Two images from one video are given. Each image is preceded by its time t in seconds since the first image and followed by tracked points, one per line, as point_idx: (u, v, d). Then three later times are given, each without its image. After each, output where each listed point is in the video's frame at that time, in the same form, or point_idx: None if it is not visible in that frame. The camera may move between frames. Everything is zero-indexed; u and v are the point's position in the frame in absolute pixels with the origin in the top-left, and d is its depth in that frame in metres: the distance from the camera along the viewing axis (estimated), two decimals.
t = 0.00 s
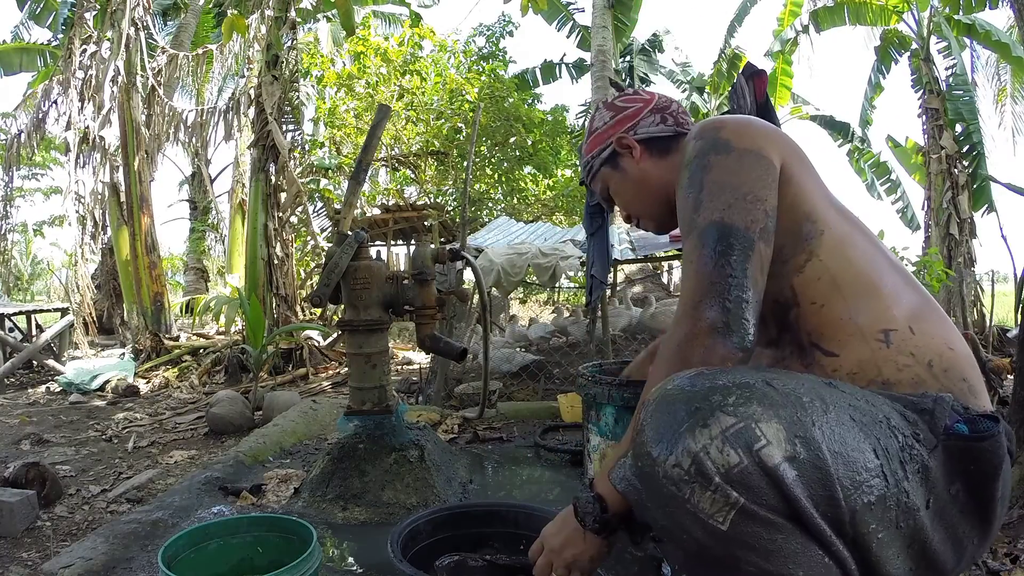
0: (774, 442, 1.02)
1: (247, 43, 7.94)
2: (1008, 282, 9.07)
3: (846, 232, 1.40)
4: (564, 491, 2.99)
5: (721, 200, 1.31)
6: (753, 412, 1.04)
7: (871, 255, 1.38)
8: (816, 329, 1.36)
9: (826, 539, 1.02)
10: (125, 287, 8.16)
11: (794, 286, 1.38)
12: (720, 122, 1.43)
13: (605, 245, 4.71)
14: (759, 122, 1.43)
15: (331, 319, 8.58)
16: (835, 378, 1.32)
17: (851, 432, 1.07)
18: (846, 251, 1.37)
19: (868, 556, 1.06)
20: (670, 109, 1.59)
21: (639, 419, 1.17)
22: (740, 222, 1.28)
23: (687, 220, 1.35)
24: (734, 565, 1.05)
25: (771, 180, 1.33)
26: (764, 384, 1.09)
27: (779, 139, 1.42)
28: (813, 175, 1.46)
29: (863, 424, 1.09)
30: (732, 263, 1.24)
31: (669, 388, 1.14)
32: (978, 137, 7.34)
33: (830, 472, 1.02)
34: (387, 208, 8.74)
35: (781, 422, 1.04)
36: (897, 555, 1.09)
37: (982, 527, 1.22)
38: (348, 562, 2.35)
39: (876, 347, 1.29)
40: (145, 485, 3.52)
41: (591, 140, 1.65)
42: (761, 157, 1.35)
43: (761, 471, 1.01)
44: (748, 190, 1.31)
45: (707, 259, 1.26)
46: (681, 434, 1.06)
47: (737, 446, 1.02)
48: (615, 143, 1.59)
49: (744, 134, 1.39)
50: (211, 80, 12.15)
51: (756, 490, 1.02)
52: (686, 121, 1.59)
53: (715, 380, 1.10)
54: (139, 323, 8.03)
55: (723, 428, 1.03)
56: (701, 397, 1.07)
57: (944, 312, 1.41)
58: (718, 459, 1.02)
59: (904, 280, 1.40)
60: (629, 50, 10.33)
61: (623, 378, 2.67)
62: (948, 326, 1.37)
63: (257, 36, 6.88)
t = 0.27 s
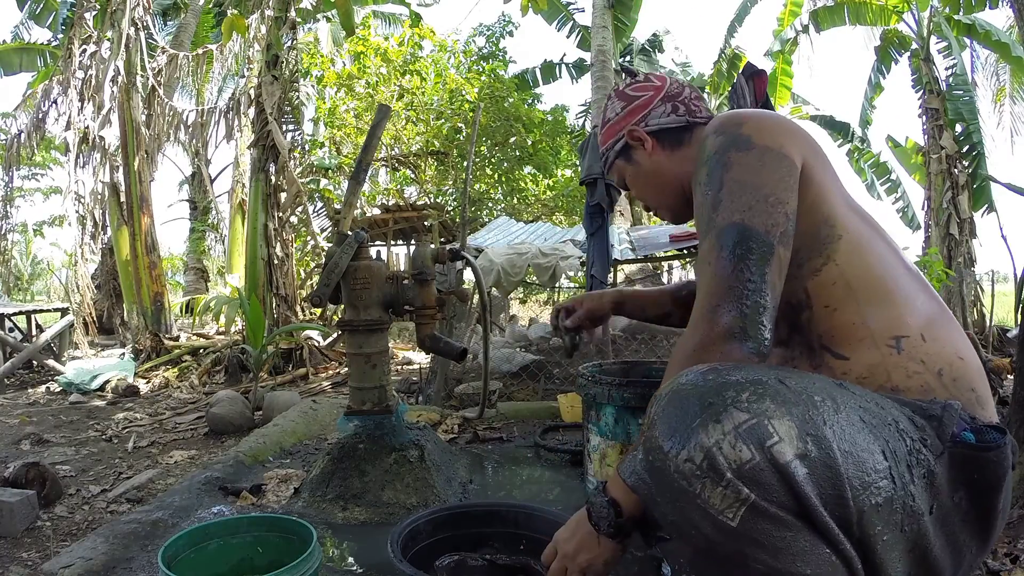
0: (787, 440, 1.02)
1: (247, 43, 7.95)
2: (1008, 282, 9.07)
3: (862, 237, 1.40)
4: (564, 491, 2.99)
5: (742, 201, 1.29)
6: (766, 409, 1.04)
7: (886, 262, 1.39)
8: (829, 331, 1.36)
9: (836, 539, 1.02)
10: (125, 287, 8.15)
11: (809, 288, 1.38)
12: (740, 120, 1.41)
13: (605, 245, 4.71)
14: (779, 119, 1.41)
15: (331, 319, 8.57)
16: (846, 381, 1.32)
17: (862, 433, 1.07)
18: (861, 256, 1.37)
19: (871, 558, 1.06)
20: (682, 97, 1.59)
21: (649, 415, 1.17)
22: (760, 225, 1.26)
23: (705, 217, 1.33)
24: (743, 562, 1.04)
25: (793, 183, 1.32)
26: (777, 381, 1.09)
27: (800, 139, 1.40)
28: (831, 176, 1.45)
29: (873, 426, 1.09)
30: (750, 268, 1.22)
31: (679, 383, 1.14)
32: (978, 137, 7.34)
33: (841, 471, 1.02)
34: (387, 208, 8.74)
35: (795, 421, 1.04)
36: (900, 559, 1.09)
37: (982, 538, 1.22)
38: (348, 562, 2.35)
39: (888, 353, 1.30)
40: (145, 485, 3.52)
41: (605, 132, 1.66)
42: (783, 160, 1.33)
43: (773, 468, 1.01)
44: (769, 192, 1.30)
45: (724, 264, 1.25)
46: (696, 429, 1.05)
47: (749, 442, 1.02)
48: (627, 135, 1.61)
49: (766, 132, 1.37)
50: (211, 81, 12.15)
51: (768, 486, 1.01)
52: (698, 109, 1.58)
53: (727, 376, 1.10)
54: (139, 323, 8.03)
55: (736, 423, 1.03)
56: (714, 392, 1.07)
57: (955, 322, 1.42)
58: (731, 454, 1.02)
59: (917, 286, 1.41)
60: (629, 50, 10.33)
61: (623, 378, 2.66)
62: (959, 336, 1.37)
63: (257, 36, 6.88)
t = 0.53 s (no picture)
0: (789, 446, 1.02)
1: (247, 44, 7.95)
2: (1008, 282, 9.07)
3: (867, 232, 1.39)
4: (564, 491, 2.99)
5: (743, 189, 1.29)
6: (768, 415, 1.04)
7: (890, 256, 1.38)
8: (830, 328, 1.36)
9: (836, 545, 1.02)
10: (125, 287, 8.14)
11: (812, 281, 1.38)
12: (745, 110, 1.40)
13: (605, 245, 4.72)
14: (783, 110, 1.40)
15: (331, 319, 8.57)
16: (848, 381, 1.32)
17: (865, 440, 1.07)
18: (866, 250, 1.37)
19: (871, 564, 1.06)
20: (683, 101, 1.59)
21: (650, 418, 1.17)
22: (762, 214, 1.26)
23: (708, 207, 1.33)
24: (742, 569, 1.04)
25: (796, 172, 1.31)
26: (780, 386, 1.09)
27: (805, 130, 1.39)
28: (836, 168, 1.44)
29: (876, 432, 1.09)
30: (752, 256, 1.22)
31: (681, 387, 1.14)
32: (978, 137, 7.33)
33: (842, 478, 1.02)
34: (387, 208, 8.74)
35: (796, 427, 1.04)
36: (900, 565, 1.09)
37: (981, 542, 1.22)
38: (348, 562, 2.35)
39: (891, 351, 1.30)
40: (145, 485, 3.52)
41: (613, 142, 1.69)
42: (786, 149, 1.33)
43: (774, 475, 1.01)
44: (771, 180, 1.29)
45: (726, 254, 1.25)
46: (698, 433, 1.05)
47: (751, 448, 1.02)
48: (631, 146, 1.63)
49: (769, 122, 1.36)
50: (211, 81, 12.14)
51: (768, 493, 1.01)
52: (699, 114, 1.57)
53: (729, 379, 1.10)
54: (139, 323, 8.03)
55: (737, 430, 1.03)
56: (716, 397, 1.07)
57: (959, 325, 1.42)
58: (732, 461, 1.02)
59: (921, 285, 1.41)
60: (629, 50, 10.33)
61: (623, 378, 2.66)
62: (962, 337, 1.37)
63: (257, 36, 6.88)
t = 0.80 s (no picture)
0: (777, 446, 1.02)
1: (247, 44, 7.95)
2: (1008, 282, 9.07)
3: (854, 234, 1.40)
4: (565, 491, 2.99)
5: (725, 198, 1.30)
6: (757, 415, 1.04)
7: (878, 257, 1.38)
8: (819, 329, 1.36)
9: (826, 543, 1.01)
10: (126, 287, 8.13)
11: (798, 284, 1.39)
12: (727, 119, 1.41)
13: (605, 245, 4.72)
14: (766, 119, 1.42)
15: (331, 319, 8.57)
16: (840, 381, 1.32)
17: (854, 439, 1.07)
18: (853, 252, 1.37)
19: (864, 561, 1.06)
20: (669, 113, 1.60)
21: (643, 419, 1.19)
22: (744, 221, 1.27)
23: (692, 215, 1.35)
24: (732, 567, 1.04)
25: (778, 179, 1.32)
26: (769, 386, 1.09)
27: (787, 137, 1.41)
28: (821, 173, 1.45)
29: (865, 430, 1.10)
30: (736, 262, 1.24)
31: (672, 389, 1.15)
32: (978, 137, 7.34)
33: (831, 475, 1.02)
34: (387, 208, 8.73)
35: (785, 426, 1.04)
36: (895, 561, 1.08)
37: (980, 536, 1.21)
38: (348, 562, 2.35)
39: (881, 350, 1.30)
40: (145, 485, 3.52)
41: (607, 156, 1.72)
42: (767, 156, 1.34)
43: (763, 473, 1.01)
44: (753, 188, 1.30)
45: (710, 263, 1.26)
46: (685, 434, 1.06)
47: (740, 447, 1.02)
48: (622, 160, 1.65)
49: (751, 131, 1.38)
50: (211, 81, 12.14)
51: (758, 492, 1.01)
52: (685, 125, 1.59)
53: (717, 380, 1.12)
54: (139, 323, 8.03)
55: (726, 429, 1.03)
56: (705, 397, 1.08)
57: (952, 321, 1.42)
58: (720, 460, 1.02)
59: (911, 284, 1.41)
60: (629, 50, 10.32)
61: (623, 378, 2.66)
62: (955, 334, 1.37)
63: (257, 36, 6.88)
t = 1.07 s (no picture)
0: (773, 434, 1.03)
1: (247, 44, 7.95)
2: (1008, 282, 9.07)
3: (847, 236, 1.39)
4: (565, 491, 2.99)
5: (720, 204, 1.29)
6: (752, 403, 1.06)
7: (871, 258, 1.39)
8: (815, 329, 1.36)
9: (824, 530, 1.02)
10: (126, 287, 8.13)
11: (793, 287, 1.38)
12: (718, 124, 1.41)
13: (605, 245, 4.72)
14: (758, 124, 1.41)
15: (331, 319, 8.57)
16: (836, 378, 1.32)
17: (850, 426, 1.08)
18: (847, 252, 1.37)
19: (863, 548, 1.06)
20: (660, 116, 1.60)
21: (642, 413, 1.20)
22: (739, 227, 1.27)
23: (688, 223, 1.34)
24: (733, 554, 1.05)
25: (771, 183, 1.32)
26: (764, 376, 1.10)
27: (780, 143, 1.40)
28: (812, 175, 1.45)
29: (860, 418, 1.10)
30: (733, 268, 1.24)
31: (670, 382, 1.16)
32: (978, 137, 7.33)
33: (827, 463, 1.03)
34: (387, 208, 8.73)
35: (780, 415, 1.05)
36: (895, 550, 1.09)
37: (978, 526, 1.21)
38: (348, 562, 2.35)
39: (876, 348, 1.30)
40: (145, 485, 3.52)
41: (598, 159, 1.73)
42: (759, 161, 1.34)
43: (760, 461, 1.03)
44: (747, 194, 1.30)
45: (707, 270, 1.26)
46: (683, 425, 1.07)
47: (737, 436, 1.04)
48: (613, 163, 1.66)
49: (744, 136, 1.37)
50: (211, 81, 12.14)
51: (756, 480, 1.03)
52: (675, 128, 1.59)
53: (713, 373, 1.12)
54: (139, 323, 8.02)
55: (723, 419, 1.04)
56: (702, 388, 1.09)
57: (944, 315, 1.42)
58: (718, 449, 1.04)
59: (902, 281, 1.41)
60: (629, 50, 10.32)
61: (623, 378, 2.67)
62: (947, 328, 1.38)
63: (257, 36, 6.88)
